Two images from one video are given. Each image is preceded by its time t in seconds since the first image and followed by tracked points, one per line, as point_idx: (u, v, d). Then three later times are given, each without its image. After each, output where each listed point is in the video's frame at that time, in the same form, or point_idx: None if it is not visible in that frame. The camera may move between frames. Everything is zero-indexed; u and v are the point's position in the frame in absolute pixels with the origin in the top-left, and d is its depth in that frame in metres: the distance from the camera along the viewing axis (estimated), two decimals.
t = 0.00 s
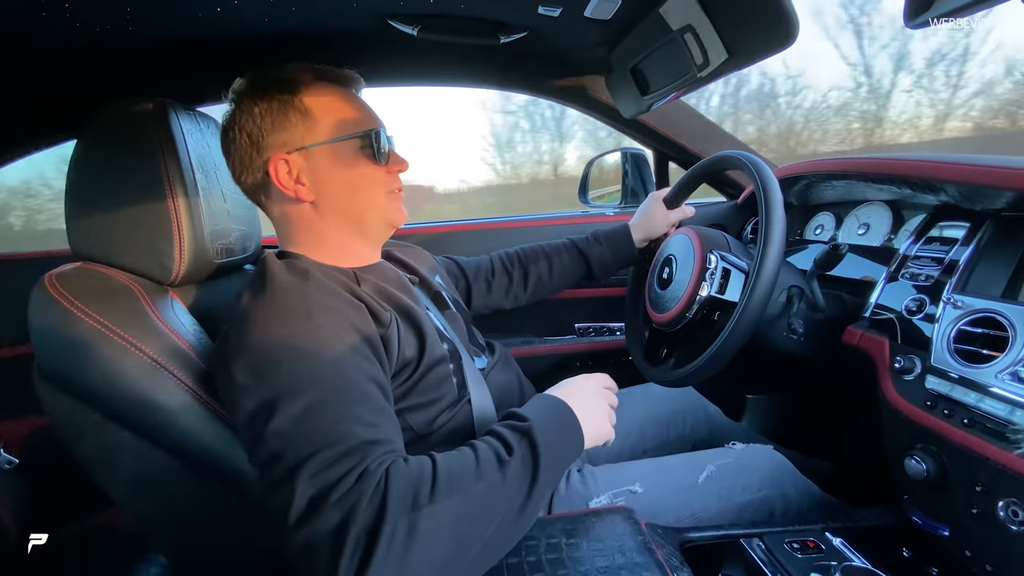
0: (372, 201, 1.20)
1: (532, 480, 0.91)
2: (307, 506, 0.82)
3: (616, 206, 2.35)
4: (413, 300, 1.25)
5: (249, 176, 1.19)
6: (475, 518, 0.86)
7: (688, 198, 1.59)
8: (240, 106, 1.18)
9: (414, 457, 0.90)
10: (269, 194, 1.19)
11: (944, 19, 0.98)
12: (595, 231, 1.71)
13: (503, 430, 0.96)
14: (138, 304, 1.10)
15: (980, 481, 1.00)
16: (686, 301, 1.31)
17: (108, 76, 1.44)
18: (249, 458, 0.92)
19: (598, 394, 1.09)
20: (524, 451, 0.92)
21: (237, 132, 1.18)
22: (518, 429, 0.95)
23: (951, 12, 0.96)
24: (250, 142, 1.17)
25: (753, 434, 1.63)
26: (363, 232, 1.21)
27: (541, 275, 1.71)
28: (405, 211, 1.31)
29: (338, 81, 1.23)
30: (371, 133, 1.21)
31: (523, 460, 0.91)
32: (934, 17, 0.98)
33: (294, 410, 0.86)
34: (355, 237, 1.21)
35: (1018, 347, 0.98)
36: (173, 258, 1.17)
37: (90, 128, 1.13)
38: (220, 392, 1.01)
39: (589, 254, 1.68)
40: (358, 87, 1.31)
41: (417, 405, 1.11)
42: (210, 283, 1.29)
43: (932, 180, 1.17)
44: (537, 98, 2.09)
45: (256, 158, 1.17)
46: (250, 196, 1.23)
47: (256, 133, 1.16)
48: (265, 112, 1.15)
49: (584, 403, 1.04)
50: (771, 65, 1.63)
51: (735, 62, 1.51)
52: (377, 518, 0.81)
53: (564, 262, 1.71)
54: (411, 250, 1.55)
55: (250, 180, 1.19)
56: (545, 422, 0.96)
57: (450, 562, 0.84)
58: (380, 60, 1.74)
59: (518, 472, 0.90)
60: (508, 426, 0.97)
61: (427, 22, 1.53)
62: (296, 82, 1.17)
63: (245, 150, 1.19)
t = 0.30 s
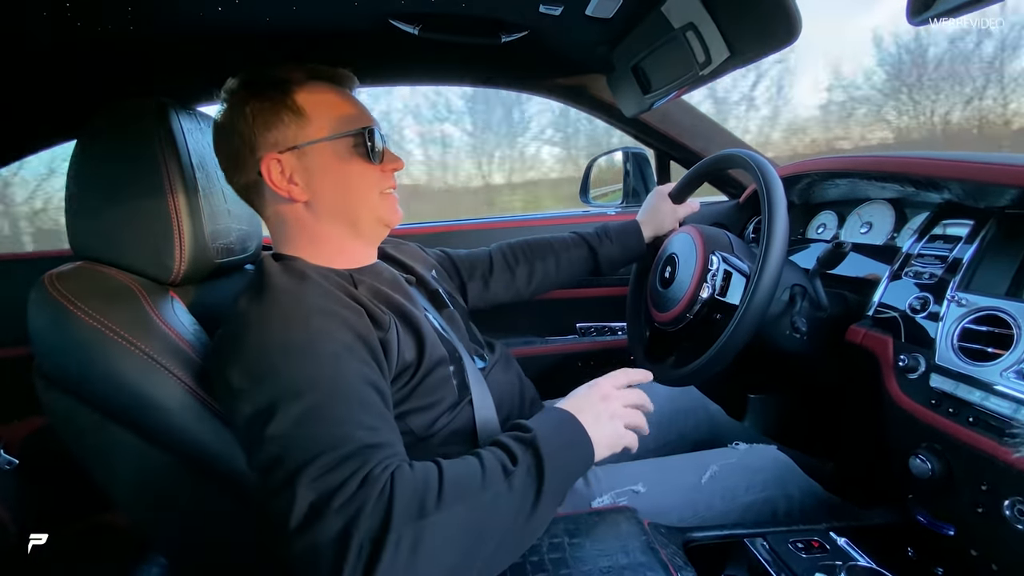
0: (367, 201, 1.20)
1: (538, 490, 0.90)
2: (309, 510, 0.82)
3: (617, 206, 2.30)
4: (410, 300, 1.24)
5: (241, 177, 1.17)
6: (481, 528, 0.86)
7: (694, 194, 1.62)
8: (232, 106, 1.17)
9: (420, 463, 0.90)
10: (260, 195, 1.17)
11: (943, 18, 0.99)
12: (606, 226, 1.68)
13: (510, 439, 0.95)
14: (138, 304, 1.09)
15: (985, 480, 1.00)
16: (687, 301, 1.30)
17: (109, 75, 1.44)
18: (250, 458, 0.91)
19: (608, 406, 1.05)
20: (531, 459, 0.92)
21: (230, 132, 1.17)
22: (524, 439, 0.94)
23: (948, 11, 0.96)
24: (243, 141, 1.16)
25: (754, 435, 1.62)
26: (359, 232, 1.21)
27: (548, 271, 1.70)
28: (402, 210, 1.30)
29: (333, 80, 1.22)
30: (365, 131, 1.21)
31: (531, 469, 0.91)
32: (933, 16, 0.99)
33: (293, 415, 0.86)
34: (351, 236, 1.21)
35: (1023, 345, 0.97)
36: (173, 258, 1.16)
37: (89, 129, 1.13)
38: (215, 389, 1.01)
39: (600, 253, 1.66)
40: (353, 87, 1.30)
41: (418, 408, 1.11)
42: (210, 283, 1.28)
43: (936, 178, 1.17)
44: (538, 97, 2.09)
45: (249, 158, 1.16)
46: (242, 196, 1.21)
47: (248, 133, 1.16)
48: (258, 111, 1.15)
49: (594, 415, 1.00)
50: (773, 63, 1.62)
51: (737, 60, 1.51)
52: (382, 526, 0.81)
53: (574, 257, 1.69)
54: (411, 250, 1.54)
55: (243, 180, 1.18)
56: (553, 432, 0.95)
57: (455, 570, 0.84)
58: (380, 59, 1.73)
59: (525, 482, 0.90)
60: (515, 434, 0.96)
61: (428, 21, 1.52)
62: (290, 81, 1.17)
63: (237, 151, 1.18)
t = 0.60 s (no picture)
0: (370, 202, 1.19)
1: (548, 493, 0.89)
2: (317, 511, 0.81)
3: (622, 205, 2.32)
4: (416, 299, 1.23)
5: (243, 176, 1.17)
6: (490, 531, 0.85)
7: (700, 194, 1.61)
8: (231, 107, 1.16)
9: (429, 465, 0.89)
10: (263, 195, 1.16)
11: (949, 17, 0.98)
12: (610, 227, 1.68)
13: (519, 443, 0.94)
14: (141, 304, 1.08)
15: (1000, 485, 0.98)
16: (695, 301, 1.29)
17: (111, 74, 1.43)
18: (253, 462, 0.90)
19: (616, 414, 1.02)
20: (540, 463, 0.90)
21: (229, 132, 1.16)
22: (533, 443, 0.93)
23: (962, 10, 0.94)
24: (243, 141, 1.15)
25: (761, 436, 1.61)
26: (363, 232, 1.20)
27: (553, 272, 1.68)
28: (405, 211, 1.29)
29: (333, 79, 1.21)
30: (366, 130, 1.19)
31: (541, 473, 0.89)
32: (940, 15, 0.98)
33: (300, 414, 0.85)
34: (354, 236, 1.20)
35: None
36: (177, 257, 1.15)
37: (91, 127, 1.12)
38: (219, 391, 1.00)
39: (605, 252, 1.65)
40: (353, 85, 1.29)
41: (422, 408, 1.10)
42: (213, 282, 1.27)
43: (948, 178, 1.15)
44: (543, 96, 2.07)
45: (250, 159, 1.15)
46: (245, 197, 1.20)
47: (248, 134, 1.14)
48: (258, 112, 1.13)
49: (602, 421, 0.98)
50: (781, 61, 1.61)
51: (745, 59, 1.49)
52: (390, 527, 0.80)
53: (577, 258, 1.68)
54: (415, 249, 1.53)
55: (245, 181, 1.17)
56: (563, 437, 0.93)
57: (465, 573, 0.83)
58: (385, 57, 1.73)
59: (535, 486, 0.89)
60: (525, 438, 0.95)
61: (433, 19, 1.51)
62: (289, 81, 1.15)
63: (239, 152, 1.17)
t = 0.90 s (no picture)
0: (366, 206, 1.19)
1: (488, 464, 0.90)
2: (251, 530, 0.82)
3: (622, 205, 2.32)
4: (406, 305, 1.23)
5: (241, 169, 1.18)
6: (434, 512, 0.85)
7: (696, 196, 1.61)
8: (238, 99, 1.16)
9: (360, 456, 0.87)
10: (262, 195, 1.18)
11: (949, 16, 0.98)
12: (609, 231, 1.67)
13: (455, 413, 0.93)
14: (140, 303, 1.08)
15: (998, 485, 0.99)
16: (695, 300, 1.29)
17: (111, 73, 1.43)
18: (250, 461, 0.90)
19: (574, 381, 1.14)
20: (478, 441, 0.90)
21: (233, 125, 1.17)
22: (472, 414, 0.93)
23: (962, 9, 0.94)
24: (244, 135, 1.16)
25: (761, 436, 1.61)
26: (357, 235, 1.20)
27: (551, 275, 1.68)
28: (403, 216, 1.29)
29: (344, 82, 1.21)
30: (369, 137, 1.20)
31: (476, 450, 0.90)
32: (940, 14, 0.98)
33: (251, 423, 0.85)
34: (349, 238, 1.20)
35: None
36: (177, 257, 1.15)
37: (91, 127, 1.12)
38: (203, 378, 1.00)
39: (603, 256, 1.64)
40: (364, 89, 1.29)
41: (410, 407, 1.10)
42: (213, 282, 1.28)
43: (949, 177, 1.15)
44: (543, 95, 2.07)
45: (249, 154, 1.16)
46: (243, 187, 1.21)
47: (250, 129, 1.15)
48: (262, 107, 1.14)
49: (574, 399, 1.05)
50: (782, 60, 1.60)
51: (745, 58, 1.49)
52: (320, 538, 0.80)
53: (574, 259, 1.68)
54: (411, 249, 1.53)
55: (242, 173, 1.18)
56: (498, 403, 0.94)
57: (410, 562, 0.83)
58: (384, 56, 1.73)
59: (473, 463, 0.89)
60: (459, 408, 0.94)
61: (432, 18, 1.51)
62: (298, 80, 1.15)
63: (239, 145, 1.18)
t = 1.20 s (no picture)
0: (368, 203, 1.20)
1: (549, 502, 0.92)
2: (309, 512, 0.83)
3: (623, 202, 2.33)
4: (415, 298, 1.24)
5: (244, 170, 1.19)
6: (490, 536, 0.87)
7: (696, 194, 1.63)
8: (238, 100, 1.18)
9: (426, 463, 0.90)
10: (265, 194, 1.19)
11: (946, 16, 0.99)
12: (608, 229, 1.68)
13: (523, 445, 0.95)
14: (144, 299, 1.09)
15: (992, 479, 1.00)
16: (694, 297, 1.30)
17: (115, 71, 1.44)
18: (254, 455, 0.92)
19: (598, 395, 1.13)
20: (544, 472, 0.93)
21: (234, 125, 1.18)
22: (540, 449, 0.94)
23: (958, 9, 0.95)
24: (246, 135, 1.17)
25: (760, 432, 1.62)
26: (360, 230, 1.21)
27: (551, 274, 1.69)
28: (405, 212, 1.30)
29: (341, 78, 1.22)
30: (370, 131, 1.20)
31: (544, 479, 0.92)
32: (937, 15, 0.99)
33: (297, 406, 0.86)
34: (352, 234, 1.21)
35: None
36: (181, 254, 1.16)
37: (93, 125, 1.13)
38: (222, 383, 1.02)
39: (603, 254, 1.65)
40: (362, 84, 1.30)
41: (419, 403, 1.11)
42: (215, 279, 1.29)
43: (945, 176, 1.16)
44: (544, 94, 2.08)
45: (251, 154, 1.17)
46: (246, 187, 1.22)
47: (252, 129, 1.16)
48: (262, 106, 1.15)
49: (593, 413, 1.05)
50: (780, 59, 1.62)
51: (745, 57, 1.50)
52: (388, 534, 0.82)
53: (576, 259, 1.69)
54: (409, 245, 1.54)
55: (246, 173, 1.19)
56: (567, 446, 0.96)
57: None
58: (385, 54, 1.74)
59: (538, 493, 0.91)
60: (527, 440, 0.96)
61: (434, 16, 1.52)
62: (296, 77, 1.16)
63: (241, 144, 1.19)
